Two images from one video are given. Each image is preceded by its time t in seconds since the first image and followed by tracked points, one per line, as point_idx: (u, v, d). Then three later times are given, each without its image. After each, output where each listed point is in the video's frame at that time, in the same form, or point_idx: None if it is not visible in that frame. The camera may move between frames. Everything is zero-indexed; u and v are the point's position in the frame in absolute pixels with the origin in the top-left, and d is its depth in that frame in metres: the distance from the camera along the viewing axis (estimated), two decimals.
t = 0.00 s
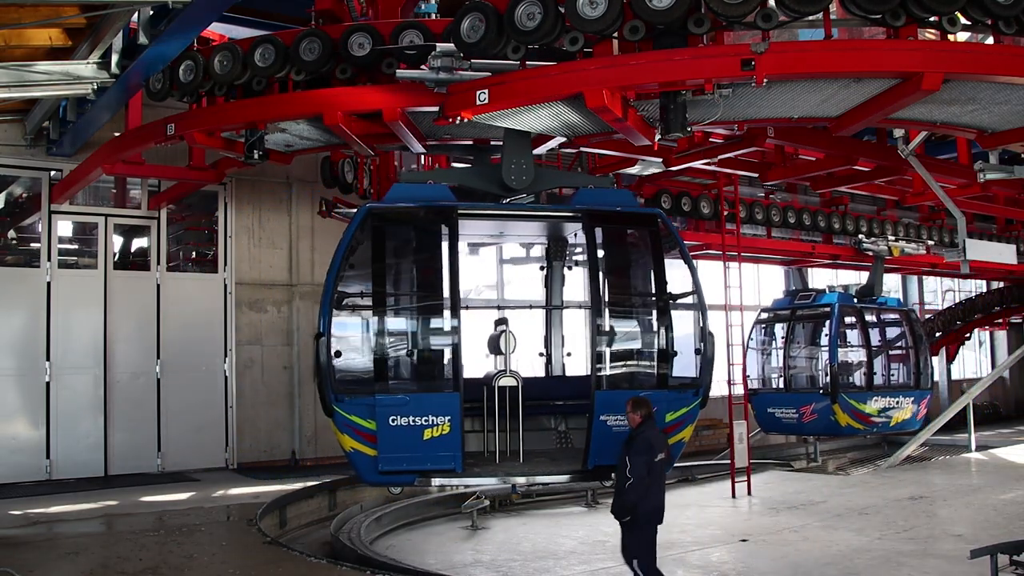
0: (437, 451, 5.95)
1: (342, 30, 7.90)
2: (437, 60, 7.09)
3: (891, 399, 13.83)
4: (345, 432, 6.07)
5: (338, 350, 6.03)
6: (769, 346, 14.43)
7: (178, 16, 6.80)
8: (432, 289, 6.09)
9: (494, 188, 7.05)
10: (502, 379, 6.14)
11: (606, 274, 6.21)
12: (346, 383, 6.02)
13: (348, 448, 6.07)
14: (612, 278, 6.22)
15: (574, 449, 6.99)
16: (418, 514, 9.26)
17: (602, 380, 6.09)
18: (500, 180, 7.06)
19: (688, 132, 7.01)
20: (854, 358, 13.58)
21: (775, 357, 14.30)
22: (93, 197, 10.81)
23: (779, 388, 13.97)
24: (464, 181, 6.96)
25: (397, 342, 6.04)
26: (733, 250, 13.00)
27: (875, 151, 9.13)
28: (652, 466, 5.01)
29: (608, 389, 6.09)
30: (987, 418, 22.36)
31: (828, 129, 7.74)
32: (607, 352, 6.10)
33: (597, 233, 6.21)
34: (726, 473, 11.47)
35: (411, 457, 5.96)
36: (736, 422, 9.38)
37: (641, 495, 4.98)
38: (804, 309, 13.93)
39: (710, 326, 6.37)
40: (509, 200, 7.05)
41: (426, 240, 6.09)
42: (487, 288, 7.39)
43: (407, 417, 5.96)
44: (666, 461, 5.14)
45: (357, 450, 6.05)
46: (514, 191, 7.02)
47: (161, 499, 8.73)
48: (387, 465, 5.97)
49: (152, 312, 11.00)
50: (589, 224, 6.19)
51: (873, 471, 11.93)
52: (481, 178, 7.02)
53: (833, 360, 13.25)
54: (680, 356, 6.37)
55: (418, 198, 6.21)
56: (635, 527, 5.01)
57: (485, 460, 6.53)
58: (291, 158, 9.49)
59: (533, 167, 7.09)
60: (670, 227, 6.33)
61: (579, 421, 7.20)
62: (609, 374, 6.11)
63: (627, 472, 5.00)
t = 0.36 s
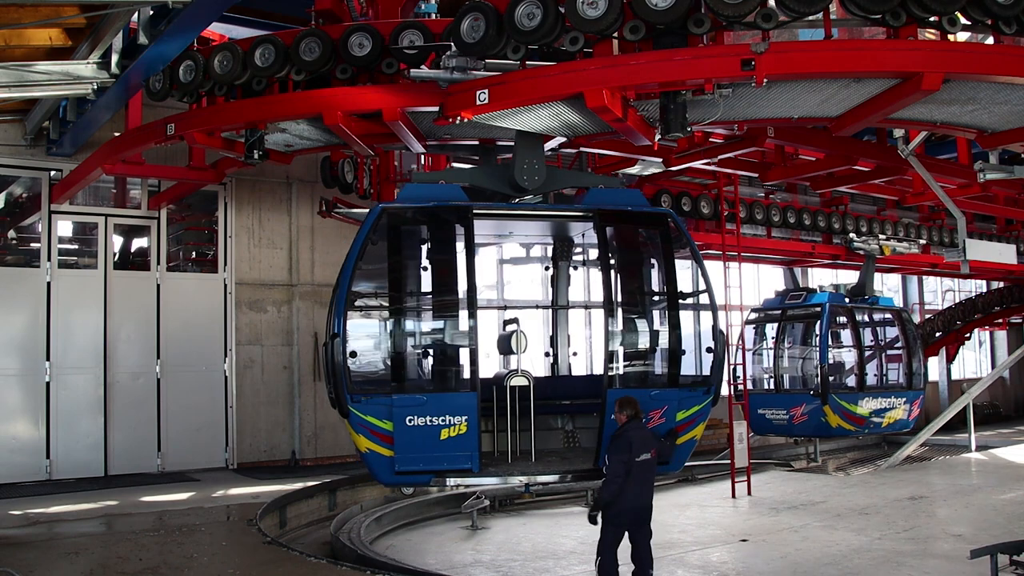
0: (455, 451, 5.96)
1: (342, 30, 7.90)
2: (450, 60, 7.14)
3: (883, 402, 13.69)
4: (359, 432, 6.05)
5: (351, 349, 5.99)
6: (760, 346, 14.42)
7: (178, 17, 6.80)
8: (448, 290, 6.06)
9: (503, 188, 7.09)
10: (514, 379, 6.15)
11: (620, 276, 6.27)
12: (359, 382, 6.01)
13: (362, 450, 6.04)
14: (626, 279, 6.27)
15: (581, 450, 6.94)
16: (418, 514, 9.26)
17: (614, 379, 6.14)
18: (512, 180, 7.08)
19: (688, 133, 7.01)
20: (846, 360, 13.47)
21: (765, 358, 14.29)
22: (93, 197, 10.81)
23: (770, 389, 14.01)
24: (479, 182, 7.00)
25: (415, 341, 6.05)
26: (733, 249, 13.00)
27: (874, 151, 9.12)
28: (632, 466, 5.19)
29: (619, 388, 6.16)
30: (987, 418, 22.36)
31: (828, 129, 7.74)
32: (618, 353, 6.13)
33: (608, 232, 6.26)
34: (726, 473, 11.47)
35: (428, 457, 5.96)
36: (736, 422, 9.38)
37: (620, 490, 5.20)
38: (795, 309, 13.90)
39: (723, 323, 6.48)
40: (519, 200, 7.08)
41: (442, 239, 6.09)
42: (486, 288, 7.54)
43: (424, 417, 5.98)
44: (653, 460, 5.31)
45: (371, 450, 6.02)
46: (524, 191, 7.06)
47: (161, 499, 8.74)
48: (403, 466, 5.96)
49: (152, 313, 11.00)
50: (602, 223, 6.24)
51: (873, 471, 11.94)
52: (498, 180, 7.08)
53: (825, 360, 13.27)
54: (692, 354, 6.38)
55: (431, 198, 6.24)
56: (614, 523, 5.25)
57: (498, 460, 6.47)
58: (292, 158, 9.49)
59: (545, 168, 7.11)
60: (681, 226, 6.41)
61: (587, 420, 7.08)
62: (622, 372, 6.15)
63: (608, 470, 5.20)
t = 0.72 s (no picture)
0: (486, 450, 5.96)
1: (343, 30, 7.89)
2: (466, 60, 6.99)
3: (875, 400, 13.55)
4: (375, 433, 6.02)
5: (366, 349, 5.98)
6: (753, 347, 14.46)
7: (178, 17, 6.80)
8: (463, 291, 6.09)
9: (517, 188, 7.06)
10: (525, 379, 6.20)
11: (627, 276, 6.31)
12: (375, 382, 5.99)
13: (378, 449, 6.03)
14: (636, 276, 6.33)
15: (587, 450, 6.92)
16: (418, 514, 9.27)
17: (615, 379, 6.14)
18: (524, 179, 7.05)
19: (688, 132, 7.01)
20: (838, 360, 13.45)
21: (757, 360, 14.32)
22: (93, 197, 10.81)
23: (760, 391, 14.09)
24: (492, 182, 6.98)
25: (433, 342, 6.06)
26: (733, 249, 13.00)
27: (874, 151, 9.13)
28: (622, 466, 5.22)
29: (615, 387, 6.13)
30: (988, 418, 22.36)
31: (828, 129, 7.74)
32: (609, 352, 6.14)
33: (610, 233, 6.27)
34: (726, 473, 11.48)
35: (457, 456, 5.96)
36: (736, 421, 9.39)
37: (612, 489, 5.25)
38: (786, 310, 13.94)
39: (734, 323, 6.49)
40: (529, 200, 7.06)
41: (460, 242, 6.13)
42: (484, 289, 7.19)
43: (455, 416, 5.96)
44: (649, 461, 5.33)
45: (388, 450, 6.02)
46: (536, 191, 7.02)
47: (162, 499, 8.74)
48: (433, 466, 5.95)
49: (152, 312, 11.00)
50: (601, 223, 6.23)
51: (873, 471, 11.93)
52: (509, 179, 7.04)
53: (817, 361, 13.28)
54: (697, 354, 6.40)
55: (445, 198, 6.29)
56: (609, 522, 5.28)
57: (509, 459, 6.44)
58: (291, 158, 9.48)
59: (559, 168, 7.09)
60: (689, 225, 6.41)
61: (592, 420, 7.06)
62: (631, 371, 6.20)
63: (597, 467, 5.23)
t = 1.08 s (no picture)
0: (530, 447, 6.07)
1: (343, 30, 7.89)
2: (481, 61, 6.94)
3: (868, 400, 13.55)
4: (389, 433, 6.03)
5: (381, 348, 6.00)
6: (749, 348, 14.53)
7: (178, 16, 6.80)
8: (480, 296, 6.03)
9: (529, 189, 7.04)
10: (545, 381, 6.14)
11: (633, 276, 6.36)
12: (388, 382, 6.02)
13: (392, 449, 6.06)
14: (648, 275, 6.37)
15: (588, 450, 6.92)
16: (418, 514, 9.27)
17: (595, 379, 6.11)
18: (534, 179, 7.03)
19: (688, 132, 7.01)
20: (830, 359, 13.47)
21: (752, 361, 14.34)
22: (93, 197, 10.81)
23: (753, 392, 14.09)
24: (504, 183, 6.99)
25: (446, 346, 6.05)
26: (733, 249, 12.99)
27: (874, 151, 9.13)
28: (612, 464, 5.24)
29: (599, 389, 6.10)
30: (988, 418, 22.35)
31: (828, 129, 7.74)
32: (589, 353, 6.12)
33: (604, 233, 6.31)
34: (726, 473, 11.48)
35: (502, 454, 6.07)
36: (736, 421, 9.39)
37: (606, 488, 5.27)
38: (778, 312, 13.93)
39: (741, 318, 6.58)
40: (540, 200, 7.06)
41: (471, 244, 6.09)
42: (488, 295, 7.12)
43: (500, 415, 6.01)
44: (644, 462, 5.32)
45: (403, 450, 6.05)
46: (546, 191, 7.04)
47: (162, 499, 8.73)
48: (479, 464, 6.06)
49: (153, 311, 11.00)
50: (584, 223, 6.25)
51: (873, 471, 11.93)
52: (520, 179, 7.02)
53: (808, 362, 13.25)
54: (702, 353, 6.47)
55: (457, 198, 6.33)
56: (607, 520, 5.27)
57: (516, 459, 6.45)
58: (291, 158, 9.48)
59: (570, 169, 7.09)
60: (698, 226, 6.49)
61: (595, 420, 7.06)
62: (637, 369, 6.25)
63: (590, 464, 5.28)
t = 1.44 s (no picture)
0: (558, 443, 6.10)
1: (343, 30, 7.88)
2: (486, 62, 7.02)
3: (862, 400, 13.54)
4: (403, 433, 5.95)
5: (394, 348, 5.95)
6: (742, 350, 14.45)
7: (178, 16, 6.80)
8: (496, 296, 5.99)
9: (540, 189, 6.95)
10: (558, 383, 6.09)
11: (639, 276, 6.31)
12: (402, 382, 5.95)
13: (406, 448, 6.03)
14: (660, 273, 6.34)
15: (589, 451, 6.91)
16: (418, 514, 9.27)
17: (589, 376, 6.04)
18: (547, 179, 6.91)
19: (688, 132, 7.02)
20: (822, 360, 13.45)
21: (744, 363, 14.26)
22: (93, 197, 10.81)
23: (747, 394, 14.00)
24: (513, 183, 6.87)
25: (449, 345, 6.01)
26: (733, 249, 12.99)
27: (875, 151, 9.13)
28: (607, 461, 5.27)
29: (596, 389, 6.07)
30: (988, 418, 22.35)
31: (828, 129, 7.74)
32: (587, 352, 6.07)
33: (614, 236, 6.35)
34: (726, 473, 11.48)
35: (530, 452, 6.11)
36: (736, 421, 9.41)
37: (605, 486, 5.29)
38: (772, 312, 13.85)
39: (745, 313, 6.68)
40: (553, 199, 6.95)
41: (482, 242, 6.08)
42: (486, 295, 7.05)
43: (529, 414, 6.00)
44: (639, 460, 5.35)
45: (415, 449, 6.02)
46: (560, 191, 6.91)
47: (162, 499, 8.73)
48: (507, 462, 6.08)
49: (153, 311, 11.00)
50: (581, 223, 6.26)
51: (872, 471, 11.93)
52: (530, 179, 6.91)
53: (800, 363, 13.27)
54: (710, 353, 6.47)
55: (468, 197, 6.27)
56: (606, 518, 5.30)
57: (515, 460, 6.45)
58: (291, 158, 9.48)
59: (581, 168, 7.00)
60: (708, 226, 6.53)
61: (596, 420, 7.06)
62: (644, 369, 6.21)
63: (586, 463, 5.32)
